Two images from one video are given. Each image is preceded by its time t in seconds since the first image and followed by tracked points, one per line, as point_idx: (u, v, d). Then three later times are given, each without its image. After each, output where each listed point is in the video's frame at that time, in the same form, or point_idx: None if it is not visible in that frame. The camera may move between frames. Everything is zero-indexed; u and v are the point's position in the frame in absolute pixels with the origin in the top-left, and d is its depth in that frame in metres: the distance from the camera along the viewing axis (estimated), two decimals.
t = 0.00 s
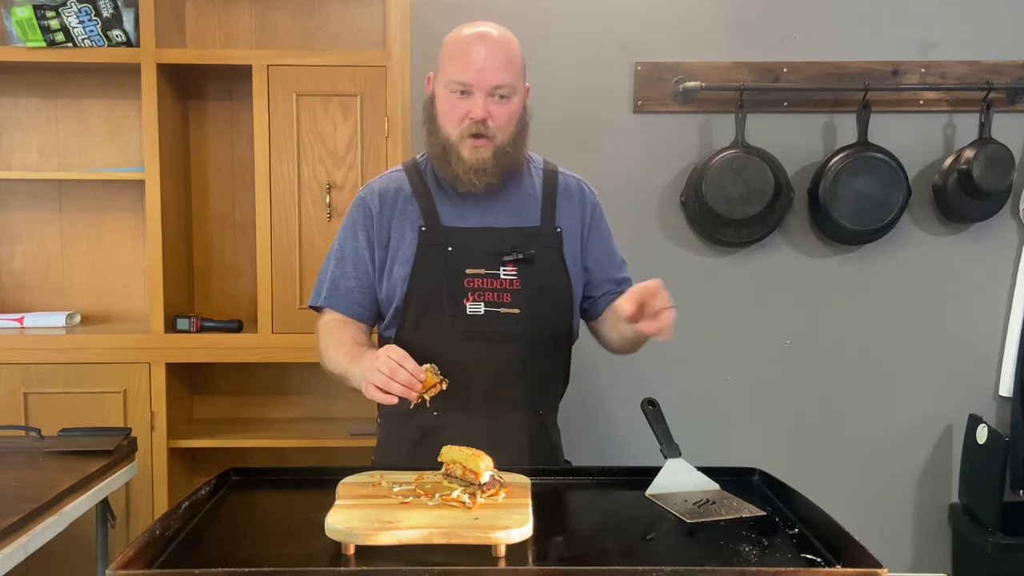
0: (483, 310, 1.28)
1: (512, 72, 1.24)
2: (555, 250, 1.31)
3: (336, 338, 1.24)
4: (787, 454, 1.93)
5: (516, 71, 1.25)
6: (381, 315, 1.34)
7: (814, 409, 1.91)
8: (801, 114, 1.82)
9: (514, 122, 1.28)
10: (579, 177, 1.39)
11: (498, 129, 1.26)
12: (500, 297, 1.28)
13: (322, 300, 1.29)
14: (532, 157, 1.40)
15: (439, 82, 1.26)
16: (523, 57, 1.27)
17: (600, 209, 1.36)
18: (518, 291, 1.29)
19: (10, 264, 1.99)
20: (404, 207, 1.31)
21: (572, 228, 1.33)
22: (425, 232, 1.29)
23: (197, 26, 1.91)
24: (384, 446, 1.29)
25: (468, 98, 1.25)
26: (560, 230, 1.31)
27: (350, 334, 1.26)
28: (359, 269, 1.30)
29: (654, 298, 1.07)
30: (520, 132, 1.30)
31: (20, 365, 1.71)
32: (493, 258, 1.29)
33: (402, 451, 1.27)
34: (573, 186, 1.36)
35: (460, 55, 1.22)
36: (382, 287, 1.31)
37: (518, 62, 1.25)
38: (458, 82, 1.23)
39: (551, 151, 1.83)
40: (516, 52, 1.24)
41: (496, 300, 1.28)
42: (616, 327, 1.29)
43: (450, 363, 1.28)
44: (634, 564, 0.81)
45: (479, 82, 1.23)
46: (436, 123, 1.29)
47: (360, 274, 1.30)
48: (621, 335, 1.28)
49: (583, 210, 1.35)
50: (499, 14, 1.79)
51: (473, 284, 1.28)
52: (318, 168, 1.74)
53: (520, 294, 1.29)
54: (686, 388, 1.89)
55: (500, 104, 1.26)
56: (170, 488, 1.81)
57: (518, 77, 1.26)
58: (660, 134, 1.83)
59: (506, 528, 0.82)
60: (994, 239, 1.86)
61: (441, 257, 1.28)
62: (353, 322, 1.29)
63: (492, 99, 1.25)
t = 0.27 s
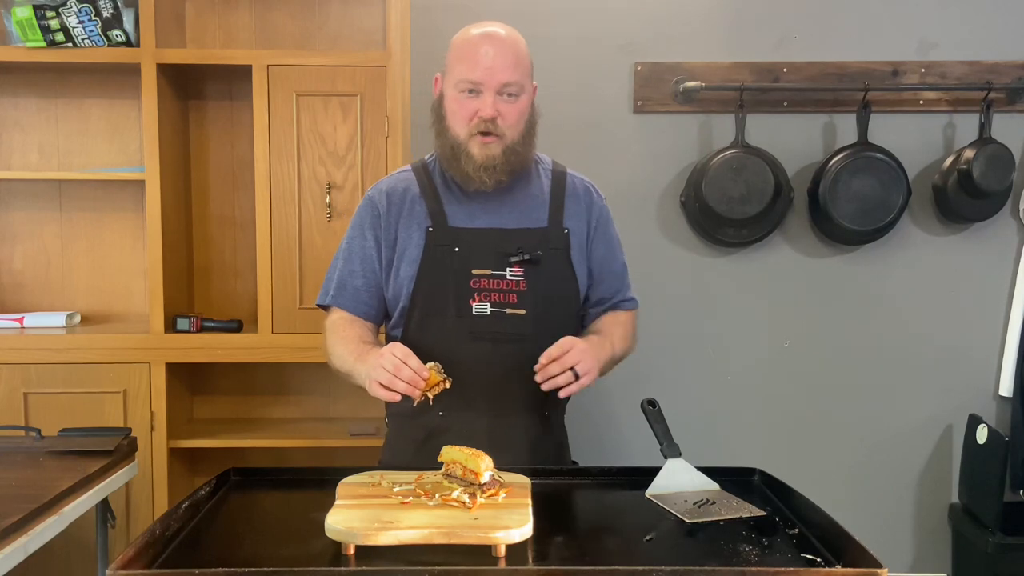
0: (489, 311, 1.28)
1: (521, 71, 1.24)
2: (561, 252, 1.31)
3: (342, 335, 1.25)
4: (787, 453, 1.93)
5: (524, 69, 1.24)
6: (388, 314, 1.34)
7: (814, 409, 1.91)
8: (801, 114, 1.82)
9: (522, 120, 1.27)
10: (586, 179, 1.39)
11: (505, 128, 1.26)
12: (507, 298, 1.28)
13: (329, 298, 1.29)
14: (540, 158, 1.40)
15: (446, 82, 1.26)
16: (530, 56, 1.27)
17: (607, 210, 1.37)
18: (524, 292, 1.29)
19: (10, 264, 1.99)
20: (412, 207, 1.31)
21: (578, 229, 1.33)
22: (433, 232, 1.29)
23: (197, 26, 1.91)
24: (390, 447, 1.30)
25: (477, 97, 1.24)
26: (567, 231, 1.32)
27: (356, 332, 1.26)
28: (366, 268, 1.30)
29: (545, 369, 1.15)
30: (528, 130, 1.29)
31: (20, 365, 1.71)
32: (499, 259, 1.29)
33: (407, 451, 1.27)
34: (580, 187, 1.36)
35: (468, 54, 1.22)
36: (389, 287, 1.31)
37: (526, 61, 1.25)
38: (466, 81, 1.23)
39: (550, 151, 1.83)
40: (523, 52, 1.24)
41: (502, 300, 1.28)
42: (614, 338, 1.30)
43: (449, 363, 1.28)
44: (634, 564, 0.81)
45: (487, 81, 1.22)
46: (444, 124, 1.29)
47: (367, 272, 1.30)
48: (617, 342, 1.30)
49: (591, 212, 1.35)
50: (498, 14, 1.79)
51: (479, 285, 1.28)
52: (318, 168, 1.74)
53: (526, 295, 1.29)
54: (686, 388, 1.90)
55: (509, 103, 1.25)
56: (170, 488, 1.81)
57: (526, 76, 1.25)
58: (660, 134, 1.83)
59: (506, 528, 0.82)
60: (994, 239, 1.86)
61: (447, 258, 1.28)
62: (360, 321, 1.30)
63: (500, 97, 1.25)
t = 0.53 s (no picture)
0: (500, 310, 1.28)
1: (530, 69, 1.24)
2: (572, 252, 1.31)
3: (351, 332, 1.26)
4: (787, 453, 1.93)
5: (534, 68, 1.25)
6: (401, 314, 1.34)
7: (814, 409, 1.91)
8: (801, 114, 1.82)
9: (531, 118, 1.27)
10: (597, 180, 1.39)
11: (515, 125, 1.25)
12: (517, 297, 1.28)
13: (342, 298, 1.30)
14: (550, 158, 1.39)
15: (456, 80, 1.26)
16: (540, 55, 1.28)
17: (618, 211, 1.36)
18: (535, 292, 1.28)
19: (10, 264, 1.99)
20: (423, 207, 1.31)
21: (590, 230, 1.33)
22: (444, 231, 1.29)
23: (197, 26, 1.91)
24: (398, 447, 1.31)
25: (486, 95, 1.25)
26: (578, 232, 1.31)
27: (365, 333, 1.26)
28: (378, 268, 1.31)
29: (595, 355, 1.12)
30: (538, 128, 1.29)
31: (20, 365, 1.71)
32: (510, 259, 1.28)
33: (416, 450, 1.29)
34: (591, 187, 1.36)
35: (478, 52, 1.22)
36: (401, 286, 1.31)
37: (535, 60, 1.25)
38: (475, 78, 1.23)
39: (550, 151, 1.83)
40: (533, 50, 1.24)
41: (513, 300, 1.28)
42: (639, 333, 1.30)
43: (449, 363, 1.28)
44: (634, 564, 0.81)
45: (496, 79, 1.22)
46: (455, 122, 1.30)
47: (380, 272, 1.31)
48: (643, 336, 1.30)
49: (602, 212, 1.35)
50: (498, 14, 1.79)
51: (490, 284, 1.28)
52: (318, 168, 1.74)
53: (537, 295, 1.28)
54: (686, 388, 1.90)
55: (518, 101, 1.26)
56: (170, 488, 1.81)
57: (535, 74, 1.26)
58: (660, 134, 1.83)
59: (506, 528, 0.82)
60: (995, 239, 1.86)
61: (458, 257, 1.28)
62: (372, 321, 1.30)
63: (509, 95, 1.25)
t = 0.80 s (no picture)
0: (512, 311, 1.28)
1: (546, 67, 1.24)
2: (586, 254, 1.30)
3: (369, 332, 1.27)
4: (787, 453, 1.93)
5: (550, 66, 1.24)
6: (417, 313, 1.35)
7: (815, 409, 1.91)
8: (801, 114, 1.82)
9: (546, 116, 1.27)
10: (617, 181, 1.37)
11: (528, 122, 1.25)
12: (530, 299, 1.28)
13: (361, 296, 1.31)
14: (570, 159, 1.38)
15: (472, 77, 1.27)
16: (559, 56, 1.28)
17: (636, 214, 1.35)
18: (548, 294, 1.28)
19: (10, 265, 1.99)
20: (441, 207, 1.31)
21: (605, 233, 1.32)
22: (460, 232, 1.29)
23: (197, 26, 1.91)
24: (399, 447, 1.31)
25: (500, 92, 1.25)
26: (594, 234, 1.30)
27: (379, 330, 1.27)
28: (397, 267, 1.32)
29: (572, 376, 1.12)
30: (554, 127, 1.28)
31: (20, 365, 1.71)
32: (523, 261, 1.28)
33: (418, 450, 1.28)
34: (609, 190, 1.35)
35: (494, 49, 1.23)
36: (417, 286, 1.32)
37: (552, 59, 1.25)
38: (490, 75, 1.23)
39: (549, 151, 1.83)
40: (550, 50, 1.24)
41: (525, 302, 1.28)
42: (643, 339, 1.29)
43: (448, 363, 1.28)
44: (634, 564, 0.81)
45: (510, 76, 1.23)
46: (471, 119, 1.30)
47: (398, 271, 1.31)
48: (646, 344, 1.29)
49: (619, 215, 1.34)
50: (498, 14, 1.79)
51: (503, 285, 1.28)
52: (318, 168, 1.74)
53: (550, 296, 1.28)
54: (686, 388, 1.90)
55: (532, 98, 1.25)
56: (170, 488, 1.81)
57: (551, 73, 1.25)
58: (660, 134, 1.83)
59: (506, 528, 0.82)
60: (995, 239, 1.86)
61: (473, 258, 1.28)
62: (389, 319, 1.31)
63: (523, 92, 1.25)
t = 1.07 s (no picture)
0: (520, 310, 1.28)
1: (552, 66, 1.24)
2: (596, 255, 1.29)
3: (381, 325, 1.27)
4: (787, 453, 1.93)
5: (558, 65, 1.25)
6: (427, 310, 1.35)
7: (815, 409, 1.91)
8: (801, 114, 1.82)
9: (552, 115, 1.27)
10: (629, 181, 1.36)
11: (529, 121, 1.26)
12: (538, 299, 1.28)
13: (373, 290, 1.31)
14: (584, 159, 1.38)
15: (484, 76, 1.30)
16: (572, 57, 1.28)
17: (649, 214, 1.33)
18: (557, 294, 1.28)
19: (10, 265, 1.99)
20: (454, 204, 1.32)
21: (617, 233, 1.31)
22: (471, 230, 1.29)
23: (197, 26, 1.91)
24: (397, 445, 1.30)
25: (507, 90, 1.26)
26: (605, 235, 1.30)
27: (388, 323, 1.26)
28: (409, 262, 1.31)
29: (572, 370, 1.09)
30: (558, 128, 1.27)
31: (20, 365, 1.71)
32: (533, 260, 1.28)
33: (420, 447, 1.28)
34: (622, 190, 1.34)
35: (503, 48, 1.25)
36: (429, 283, 1.32)
37: (562, 59, 1.26)
38: (497, 73, 1.25)
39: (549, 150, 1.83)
40: (560, 51, 1.25)
41: (534, 301, 1.28)
42: (650, 339, 1.27)
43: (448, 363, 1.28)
44: (635, 564, 0.81)
45: (515, 74, 1.24)
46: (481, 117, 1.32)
47: (410, 267, 1.31)
48: (653, 345, 1.27)
49: (631, 215, 1.33)
50: (498, 14, 1.79)
51: (511, 284, 1.28)
52: (318, 168, 1.74)
53: (558, 296, 1.28)
54: (686, 388, 1.90)
55: (537, 97, 1.26)
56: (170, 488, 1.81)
57: (558, 74, 1.26)
58: (660, 134, 1.83)
59: (506, 528, 0.82)
60: (994, 239, 1.86)
61: (484, 256, 1.29)
62: (400, 314, 1.31)
63: (529, 91, 1.26)
